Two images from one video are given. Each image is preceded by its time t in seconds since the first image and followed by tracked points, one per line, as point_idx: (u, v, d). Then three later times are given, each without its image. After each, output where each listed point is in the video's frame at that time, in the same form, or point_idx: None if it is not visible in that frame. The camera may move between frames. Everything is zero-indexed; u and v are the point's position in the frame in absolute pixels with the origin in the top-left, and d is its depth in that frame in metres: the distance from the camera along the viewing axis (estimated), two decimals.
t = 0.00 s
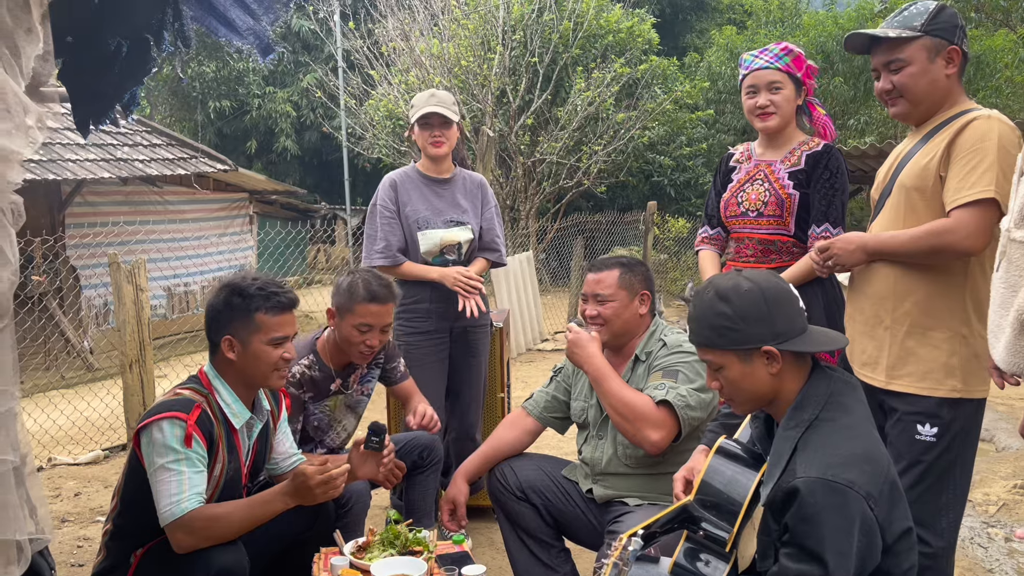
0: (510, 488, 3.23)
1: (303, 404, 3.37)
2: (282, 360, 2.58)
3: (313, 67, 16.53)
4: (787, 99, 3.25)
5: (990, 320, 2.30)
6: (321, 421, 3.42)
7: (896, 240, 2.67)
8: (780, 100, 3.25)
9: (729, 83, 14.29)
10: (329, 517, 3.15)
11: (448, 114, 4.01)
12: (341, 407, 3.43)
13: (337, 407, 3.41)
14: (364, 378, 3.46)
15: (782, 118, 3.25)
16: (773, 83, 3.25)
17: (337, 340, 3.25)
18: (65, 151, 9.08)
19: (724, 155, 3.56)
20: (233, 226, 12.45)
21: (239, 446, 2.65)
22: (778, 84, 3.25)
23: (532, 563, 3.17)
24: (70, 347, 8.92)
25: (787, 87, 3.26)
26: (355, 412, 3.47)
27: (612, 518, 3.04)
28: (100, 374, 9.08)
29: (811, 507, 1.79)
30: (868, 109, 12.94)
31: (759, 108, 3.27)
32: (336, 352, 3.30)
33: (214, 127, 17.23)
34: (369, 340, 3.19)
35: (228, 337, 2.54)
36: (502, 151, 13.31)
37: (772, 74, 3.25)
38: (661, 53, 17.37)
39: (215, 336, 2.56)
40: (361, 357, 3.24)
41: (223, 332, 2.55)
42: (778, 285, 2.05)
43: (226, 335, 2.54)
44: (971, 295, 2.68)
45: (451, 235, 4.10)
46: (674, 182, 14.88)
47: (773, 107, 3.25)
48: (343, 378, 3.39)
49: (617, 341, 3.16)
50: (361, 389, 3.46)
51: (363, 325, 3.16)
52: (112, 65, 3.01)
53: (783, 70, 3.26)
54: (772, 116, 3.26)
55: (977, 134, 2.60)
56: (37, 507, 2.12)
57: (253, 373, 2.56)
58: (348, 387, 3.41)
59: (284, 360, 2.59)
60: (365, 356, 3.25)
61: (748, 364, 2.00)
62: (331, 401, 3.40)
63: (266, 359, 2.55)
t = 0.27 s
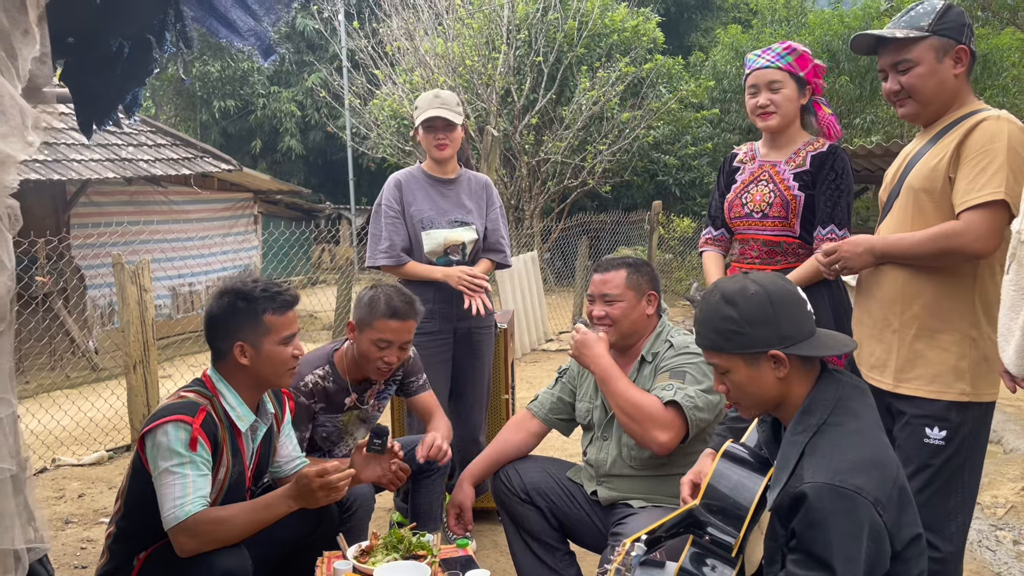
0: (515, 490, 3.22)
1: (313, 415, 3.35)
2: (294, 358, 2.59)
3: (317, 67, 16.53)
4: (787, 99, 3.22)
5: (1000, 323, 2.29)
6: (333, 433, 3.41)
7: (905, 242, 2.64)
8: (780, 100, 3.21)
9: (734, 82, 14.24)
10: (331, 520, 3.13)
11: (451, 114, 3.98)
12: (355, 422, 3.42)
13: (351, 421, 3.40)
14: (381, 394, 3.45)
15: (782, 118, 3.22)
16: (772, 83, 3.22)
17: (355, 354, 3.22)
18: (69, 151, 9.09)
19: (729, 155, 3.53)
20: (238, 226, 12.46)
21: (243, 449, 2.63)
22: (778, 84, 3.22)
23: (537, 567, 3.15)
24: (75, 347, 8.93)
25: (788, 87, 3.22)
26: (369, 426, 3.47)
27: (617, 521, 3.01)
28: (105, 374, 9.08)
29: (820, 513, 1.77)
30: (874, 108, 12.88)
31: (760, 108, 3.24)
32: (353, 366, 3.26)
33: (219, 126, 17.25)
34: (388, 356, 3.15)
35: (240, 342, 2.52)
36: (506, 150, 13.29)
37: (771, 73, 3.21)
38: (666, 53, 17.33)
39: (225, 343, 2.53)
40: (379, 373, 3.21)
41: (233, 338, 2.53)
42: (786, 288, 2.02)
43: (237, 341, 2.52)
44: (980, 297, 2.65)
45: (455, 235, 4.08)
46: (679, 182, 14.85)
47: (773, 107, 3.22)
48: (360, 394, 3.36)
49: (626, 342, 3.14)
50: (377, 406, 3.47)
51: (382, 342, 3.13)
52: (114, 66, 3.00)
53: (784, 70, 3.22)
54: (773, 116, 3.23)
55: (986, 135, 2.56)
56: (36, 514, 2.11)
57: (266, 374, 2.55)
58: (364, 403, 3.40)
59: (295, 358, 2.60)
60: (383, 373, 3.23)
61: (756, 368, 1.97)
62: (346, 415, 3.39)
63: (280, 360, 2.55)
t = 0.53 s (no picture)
0: (519, 490, 3.19)
1: (319, 420, 3.32)
2: (297, 354, 2.58)
3: (321, 66, 16.51)
4: (786, 99, 3.19)
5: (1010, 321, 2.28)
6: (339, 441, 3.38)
7: (913, 241, 2.61)
8: (778, 100, 3.19)
9: (739, 81, 14.20)
10: (335, 519, 3.12)
11: (455, 114, 3.95)
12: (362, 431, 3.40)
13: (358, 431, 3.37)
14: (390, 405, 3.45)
15: (780, 118, 3.20)
16: (771, 82, 3.19)
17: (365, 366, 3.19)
18: (74, 150, 9.08)
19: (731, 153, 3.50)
20: (242, 225, 12.46)
21: (245, 449, 2.62)
22: (776, 84, 3.19)
23: (541, 568, 3.13)
24: (78, 346, 8.92)
25: (788, 86, 3.19)
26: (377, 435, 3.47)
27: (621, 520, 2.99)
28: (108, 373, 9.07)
29: (827, 514, 1.74)
30: (880, 106, 12.84)
31: (759, 108, 3.22)
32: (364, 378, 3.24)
33: (223, 126, 17.26)
34: (397, 372, 3.13)
35: (244, 342, 2.50)
36: (511, 149, 13.26)
37: (768, 74, 3.19)
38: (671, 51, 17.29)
39: (229, 344, 2.51)
40: (388, 386, 3.19)
41: (236, 338, 2.50)
42: (793, 286, 1.99)
43: (241, 341, 2.50)
44: (989, 296, 2.62)
45: (459, 233, 4.05)
46: (684, 180, 14.81)
47: (772, 107, 3.20)
48: (369, 405, 3.34)
49: (631, 341, 3.11)
50: (385, 417, 3.49)
51: (392, 357, 3.10)
52: (116, 64, 2.99)
53: (784, 69, 3.18)
54: (772, 116, 3.21)
55: (995, 133, 2.53)
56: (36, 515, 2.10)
57: (270, 373, 2.54)
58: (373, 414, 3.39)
59: (298, 354, 2.59)
60: (392, 386, 3.21)
61: (760, 368, 1.95)
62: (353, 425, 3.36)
63: (285, 359, 2.55)
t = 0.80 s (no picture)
0: (524, 488, 3.18)
1: (322, 422, 3.31)
2: (292, 351, 2.57)
3: (325, 64, 16.51)
4: (788, 99, 3.17)
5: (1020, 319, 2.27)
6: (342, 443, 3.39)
7: (920, 239, 2.59)
8: (781, 100, 3.17)
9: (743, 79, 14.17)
10: (338, 517, 3.09)
11: (462, 113, 3.93)
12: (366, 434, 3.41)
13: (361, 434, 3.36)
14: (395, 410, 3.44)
15: (784, 118, 3.19)
16: (772, 82, 3.17)
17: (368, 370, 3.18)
18: (78, 149, 9.07)
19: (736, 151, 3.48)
20: (245, 223, 12.47)
21: (246, 448, 2.61)
22: (778, 83, 3.17)
23: (546, 567, 3.12)
24: (82, 344, 8.92)
25: (790, 85, 3.16)
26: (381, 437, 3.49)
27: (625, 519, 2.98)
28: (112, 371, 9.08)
29: (834, 513, 1.73)
30: (884, 104, 12.81)
31: (763, 107, 3.23)
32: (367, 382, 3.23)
33: (226, 124, 17.28)
34: (397, 376, 3.11)
35: (240, 340, 2.49)
36: (514, 148, 13.25)
37: (771, 72, 3.17)
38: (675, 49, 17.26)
39: (222, 342, 2.50)
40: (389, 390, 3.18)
41: (232, 336, 2.49)
42: (803, 286, 1.98)
43: (237, 339, 2.49)
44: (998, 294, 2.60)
45: (463, 232, 4.04)
46: (687, 179, 14.80)
47: (774, 107, 3.19)
48: (373, 409, 3.34)
49: (636, 341, 3.10)
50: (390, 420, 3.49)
51: (392, 360, 3.07)
52: (120, 61, 2.99)
53: (786, 68, 3.16)
54: (775, 115, 3.21)
55: (1004, 130, 2.51)
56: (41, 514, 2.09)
57: (269, 370, 2.53)
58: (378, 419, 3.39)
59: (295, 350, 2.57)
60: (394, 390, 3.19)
61: (765, 366, 1.94)
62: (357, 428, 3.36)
63: (282, 356, 2.54)
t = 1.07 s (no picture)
0: (527, 487, 3.17)
1: (320, 421, 3.31)
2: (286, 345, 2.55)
3: (327, 63, 16.51)
4: (793, 96, 3.16)
5: None
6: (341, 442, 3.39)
7: (925, 236, 2.58)
8: (785, 97, 3.16)
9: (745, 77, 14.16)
10: (340, 514, 3.06)
11: (467, 113, 3.93)
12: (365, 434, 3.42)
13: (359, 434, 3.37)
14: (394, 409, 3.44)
15: (788, 115, 3.17)
16: (777, 79, 3.15)
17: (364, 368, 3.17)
18: (80, 148, 9.06)
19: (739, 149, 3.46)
20: (247, 222, 12.47)
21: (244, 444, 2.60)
22: (783, 80, 3.15)
23: (549, 566, 3.11)
24: (85, 343, 8.92)
25: (794, 82, 3.15)
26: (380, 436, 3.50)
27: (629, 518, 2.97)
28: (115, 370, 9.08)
29: (840, 511, 1.71)
30: (887, 103, 12.80)
31: (766, 104, 3.21)
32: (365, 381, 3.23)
33: (228, 123, 17.29)
34: (392, 373, 3.10)
35: (232, 335, 2.48)
36: (516, 147, 13.25)
37: (776, 69, 3.15)
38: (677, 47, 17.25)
39: (216, 338, 2.49)
40: (385, 387, 3.17)
41: (224, 331, 2.48)
42: (816, 285, 1.96)
43: (229, 334, 2.48)
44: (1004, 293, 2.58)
45: (467, 231, 4.03)
46: (690, 177, 14.78)
47: (778, 104, 3.18)
48: (371, 409, 3.33)
49: (640, 339, 3.08)
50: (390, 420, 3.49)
51: (386, 357, 3.06)
52: (122, 59, 2.98)
53: (789, 65, 3.14)
54: (778, 113, 3.19)
55: (1010, 128, 2.50)
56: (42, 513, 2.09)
57: (261, 365, 2.51)
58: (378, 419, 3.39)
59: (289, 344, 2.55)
60: (389, 386, 3.18)
61: (767, 359, 1.93)
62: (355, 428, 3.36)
63: (273, 350, 2.51)
